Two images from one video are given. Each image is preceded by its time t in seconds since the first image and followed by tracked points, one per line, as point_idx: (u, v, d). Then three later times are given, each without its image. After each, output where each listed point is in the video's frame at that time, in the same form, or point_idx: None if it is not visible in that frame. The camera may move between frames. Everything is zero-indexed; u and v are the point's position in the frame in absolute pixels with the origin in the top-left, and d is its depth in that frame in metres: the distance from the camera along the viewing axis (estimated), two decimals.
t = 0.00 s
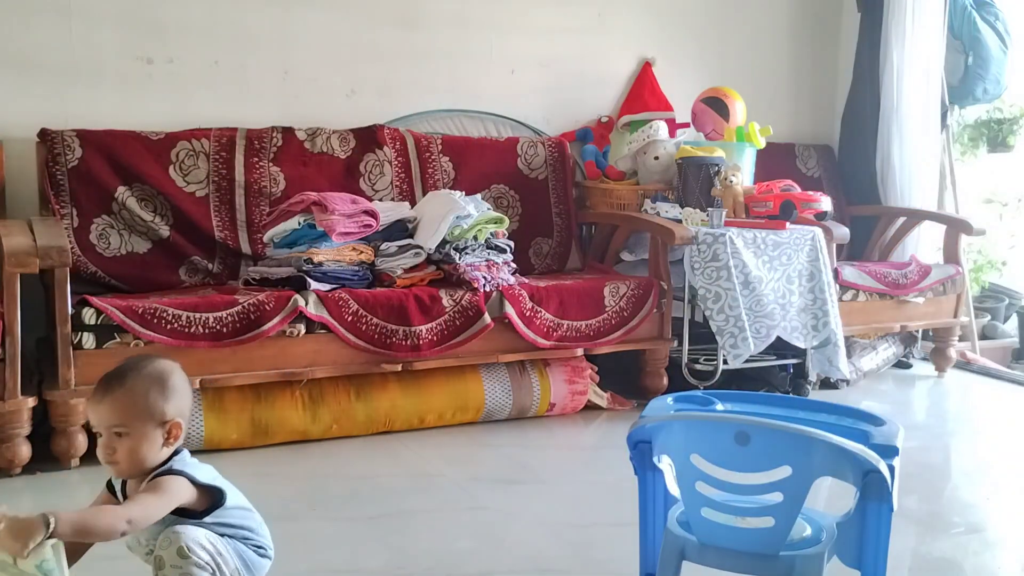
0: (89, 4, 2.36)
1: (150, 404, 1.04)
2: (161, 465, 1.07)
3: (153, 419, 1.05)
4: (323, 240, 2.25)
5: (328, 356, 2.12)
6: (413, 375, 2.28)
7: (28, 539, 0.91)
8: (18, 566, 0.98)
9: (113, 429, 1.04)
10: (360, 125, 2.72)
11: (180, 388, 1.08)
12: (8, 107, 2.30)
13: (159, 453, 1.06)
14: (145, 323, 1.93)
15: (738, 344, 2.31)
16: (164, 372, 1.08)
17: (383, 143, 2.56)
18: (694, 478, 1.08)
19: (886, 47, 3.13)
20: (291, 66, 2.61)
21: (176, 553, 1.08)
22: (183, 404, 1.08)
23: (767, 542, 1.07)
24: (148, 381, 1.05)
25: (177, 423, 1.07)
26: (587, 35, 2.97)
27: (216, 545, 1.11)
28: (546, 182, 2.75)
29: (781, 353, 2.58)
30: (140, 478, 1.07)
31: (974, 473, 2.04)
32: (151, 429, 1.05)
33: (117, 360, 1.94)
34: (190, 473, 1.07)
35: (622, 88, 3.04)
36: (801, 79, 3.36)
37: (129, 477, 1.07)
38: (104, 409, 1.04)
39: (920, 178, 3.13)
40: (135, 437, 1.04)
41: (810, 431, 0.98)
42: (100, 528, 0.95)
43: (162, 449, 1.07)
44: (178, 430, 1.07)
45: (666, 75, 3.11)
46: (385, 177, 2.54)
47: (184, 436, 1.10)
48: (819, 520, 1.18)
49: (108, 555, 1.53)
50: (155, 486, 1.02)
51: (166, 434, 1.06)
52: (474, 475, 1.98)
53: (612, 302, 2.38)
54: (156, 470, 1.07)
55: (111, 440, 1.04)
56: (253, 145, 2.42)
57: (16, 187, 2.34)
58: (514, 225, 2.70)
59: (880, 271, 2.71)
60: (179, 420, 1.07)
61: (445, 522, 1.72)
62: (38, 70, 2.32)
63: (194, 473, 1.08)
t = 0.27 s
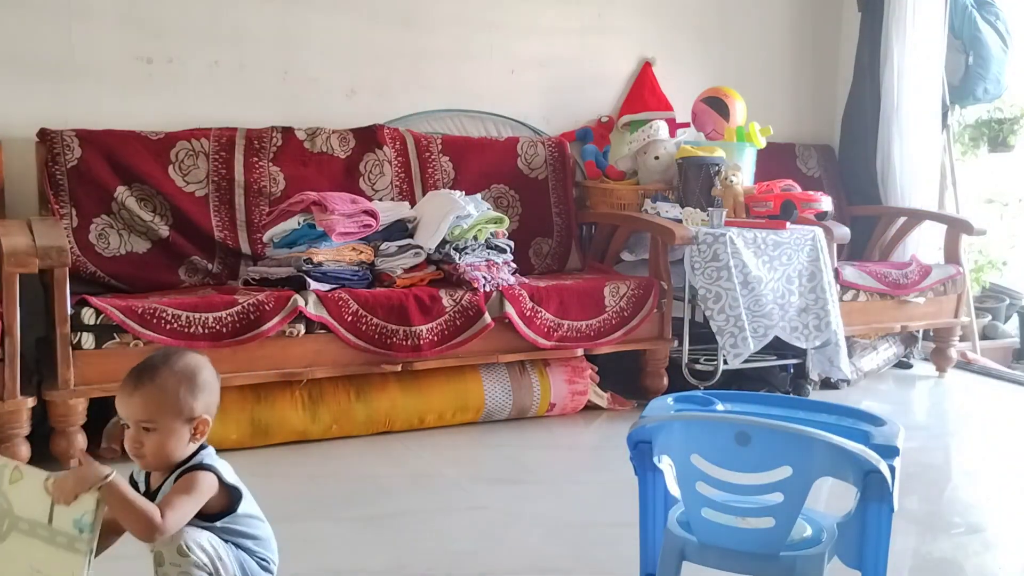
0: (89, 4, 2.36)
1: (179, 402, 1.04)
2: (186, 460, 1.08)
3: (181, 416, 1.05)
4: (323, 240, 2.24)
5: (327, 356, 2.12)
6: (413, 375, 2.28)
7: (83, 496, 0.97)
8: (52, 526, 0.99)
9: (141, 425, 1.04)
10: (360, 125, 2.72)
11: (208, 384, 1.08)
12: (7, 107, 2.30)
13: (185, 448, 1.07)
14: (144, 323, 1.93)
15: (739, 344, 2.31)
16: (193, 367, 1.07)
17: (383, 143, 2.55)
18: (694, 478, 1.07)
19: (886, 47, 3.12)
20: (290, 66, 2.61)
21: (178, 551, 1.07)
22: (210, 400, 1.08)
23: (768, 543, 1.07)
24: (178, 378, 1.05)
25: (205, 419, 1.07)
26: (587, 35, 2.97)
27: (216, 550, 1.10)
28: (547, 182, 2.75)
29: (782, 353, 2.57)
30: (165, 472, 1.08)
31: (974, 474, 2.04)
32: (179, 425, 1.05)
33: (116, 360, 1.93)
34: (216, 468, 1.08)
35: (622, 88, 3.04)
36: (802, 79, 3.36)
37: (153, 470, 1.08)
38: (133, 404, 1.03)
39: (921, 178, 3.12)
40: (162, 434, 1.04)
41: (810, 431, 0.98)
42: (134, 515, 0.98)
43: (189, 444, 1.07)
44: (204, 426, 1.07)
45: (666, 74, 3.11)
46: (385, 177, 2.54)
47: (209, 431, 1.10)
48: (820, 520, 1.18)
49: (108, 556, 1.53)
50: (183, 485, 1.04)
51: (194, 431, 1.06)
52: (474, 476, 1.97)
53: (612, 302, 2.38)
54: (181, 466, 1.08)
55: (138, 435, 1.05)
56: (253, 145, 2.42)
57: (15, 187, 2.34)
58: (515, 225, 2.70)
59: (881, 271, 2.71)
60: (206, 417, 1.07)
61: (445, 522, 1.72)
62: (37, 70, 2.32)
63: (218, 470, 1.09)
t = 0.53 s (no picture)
0: (91, 4, 2.37)
1: (187, 392, 1.05)
2: (201, 447, 1.09)
3: (190, 406, 1.06)
4: (323, 240, 2.26)
5: (328, 355, 2.13)
6: (413, 375, 2.29)
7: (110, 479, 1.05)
8: (72, 505, 1.06)
9: (153, 414, 1.06)
10: (361, 126, 2.73)
11: (218, 373, 1.08)
12: (8, 107, 2.31)
13: (198, 436, 1.08)
14: (146, 323, 1.94)
15: (738, 343, 2.32)
16: (203, 357, 1.07)
17: (384, 144, 2.56)
18: (694, 477, 1.09)
19: (885, 48, 3.14)
20: (291, 66, 2.62)
21: (167, 545, 1.09)
22: (220, 389, 1.08)
23: (766, 541, 1.08)
24: (186, 368, 1.05)
25: (216, 408, 1.07)
26: (587, 35, 2.98)
27: (208, 549, 1.11)
28: (546, 183, 2.76)
29: (780, 353, 2.59)
30: (182, 458, 1.10)
31: (971, 473, 2.05)
32: (188, 415, 1.06)
33: (118, 360, 1.94)
34: (228, 457, 1.08)
35: (622, 89, 3.05)
36: (801, 80, 3.37)
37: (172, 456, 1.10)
38: (144, 395, 1.05)
39: (919, 178, 3.14)
40: (173, 423, 1.06)
41: (809, 431, 0.99)
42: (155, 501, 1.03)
43: (202, 432, 1.08)
44: (215, 415, 1.07)
45: (665, 75, 3.12)
46: (386, 177, 2.55)
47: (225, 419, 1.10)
48: (818, 519, 1.19)
49: (111, 554, 1.54)
50: (196, 475, 1.05)
51: (205, 420, 1.07)
52: (475, 475, 1.98)
53: (612, 302, 2.39)
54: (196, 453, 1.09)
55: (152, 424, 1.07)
56: (254, 146, 2.43)
57: (16, 187, 2.35)
58: (514, 225, 2.71)
59: (879, 271, 2.72)
60: (218, 406, 1.07)
61: (445, 521, 1.73)
62: (39, 70, 2.33)
63: (231, 459, 1.09)
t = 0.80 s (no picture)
0: (91, 4, 2.37)
1: (185, 385, 1.06)
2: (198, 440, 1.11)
3: (189, 398, 1.07)
4: (323, 241, 2.26)
5: (328, 355, 2.13)
6: (413, 375, 2.29)
7: (131, 478, 1.08)
8: (87, 502, 1.08)
9: (153, 409, 1.06)
10: (361, 126, 2.73)
11: (213, 366, 1.10)
12: (8, 107, 2.31)
13: (195, 429, 1.09)
14: (146, 323, 1.94)
15: (738, 343, 2.32)
16: (198, 351, 1.09)
17: (384, 144, 2.56)
18: (694, 477, 1.09)
19: (884, 48, 3.14)
20: (291, 66, 2.62)
21: (156, 542, 1.08)
22: (215, 381, 1.10)
23: (766, 541, 1.08)
24: (183, 362, 1.07)
25: (212, 400, 1.10)
26: (587, 36, 2.98)
27: (198, 544, 1.11)
28: (546, 182, 2.76)
29: (780, 353, 2.59)
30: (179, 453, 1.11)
31: (971, 473, 2.05)
32: (187, 408, 1.07)
33: (118, 360, 1.94)
34: (226, 451, 1.10)
35: (622, 89, 3.05)
36: (801, 80, 3.37)
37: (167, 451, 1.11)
38: (143, 389, 1.06)
39: (919, 178, 3.14)
40: (172, 417, 1.07)
41: (809, 431, 0.99)
42: (163, 505, 1.06)
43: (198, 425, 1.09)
44: (212, 407, 1.10)
45: (665, 75, 3.12)
46: (385, 177, 2.55)
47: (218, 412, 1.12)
48: (818, 519, 1.19)
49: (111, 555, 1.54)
50: (200, 472, 1.07)
51: (202, 412, 1.09)
52: (475, 475, 1.98)
53: (612, 302, 2.39)
54: (193, 448, 1.11)
55: (150, 419, 1.07)
56: (254, 146, 2.43)
57: (16, 187, 2.35)
58: (515, 225, 2.71)
59: (879, 271, 2.72)
60: (214, 398, 1.10)
61: (445, 521, 1.73)
62: (39, 70, 2.33)
63: (228, 453, 1.11)
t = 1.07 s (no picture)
0: (90, 4, 2.37)
1: (149, 376, 1.09)
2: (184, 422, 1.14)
3: (158, 386, 1.10)
4: (323, 241, 2.25)
5: (328, 355, 2.13)
6: (413, 375, 2.28)
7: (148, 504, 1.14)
8: (105, 524, 1.14)
9: (124, 405, 1.10)
10: (361, 126, 2.73)
11: (174, 350, 1.13)
12: (7, 108, 2.30)
13: (176, 413, 1.13)
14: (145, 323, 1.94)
15: (739, 343, 2.31)
16: (155, 338, 1.12)
17: (383, 144, 2.56)
18: (694, 477, 1.08)
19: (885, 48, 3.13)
20: (291, 66, 2.61)
21: (169, 539, 1.15)
22: (180, 364, 1.13)
23: (766, 541, 1.07)
24: (142, 354, 1.10)
25: (183, 381, 1.12)
26: (587, 35, 2.98)
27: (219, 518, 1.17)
28: (546, 182, 2.76)
29: (781, 353, 2.58)
30: (171, 438, 1.15)
31: (972, 473, 2.05)
32: (158, 395, 1.10)
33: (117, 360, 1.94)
34: (213, 428, 1.13)
35: (622, 89, 3.05)
36: (801, 80, 3.37)
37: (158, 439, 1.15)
38: (110, 388, 1.09)
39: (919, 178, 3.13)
40: (146, 408, 1.10)
41: (809, 431, 0.99)
42: (180, 502, 1.12)
43: (176, 410, 1.12)
44: (184, 389, 1.12)
45: (666, 75, 3.11)
46: (385, 177, 2.55)
47: (193, 393, 1.15)
48: (819, 520, 1.19)
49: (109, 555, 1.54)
50: (205, 455, 1.12)
51: (177, 395, 1.12)
52: (475, 475, 1.98)
53: (612, 302, 2.39)
54: (185, 431, 1.14)
55: (126, 415, 1.11)
56: (254, 145, 2.43)
57: (15, 187, 2.34)
58: (515, 225, 2.71)
59: (880, 271, 2.72)
60: (183, 380, 1.12)
61: (445, 522, 1.73)
62: (38, 70, 2.33)
63: (222, 428, 1.15)
